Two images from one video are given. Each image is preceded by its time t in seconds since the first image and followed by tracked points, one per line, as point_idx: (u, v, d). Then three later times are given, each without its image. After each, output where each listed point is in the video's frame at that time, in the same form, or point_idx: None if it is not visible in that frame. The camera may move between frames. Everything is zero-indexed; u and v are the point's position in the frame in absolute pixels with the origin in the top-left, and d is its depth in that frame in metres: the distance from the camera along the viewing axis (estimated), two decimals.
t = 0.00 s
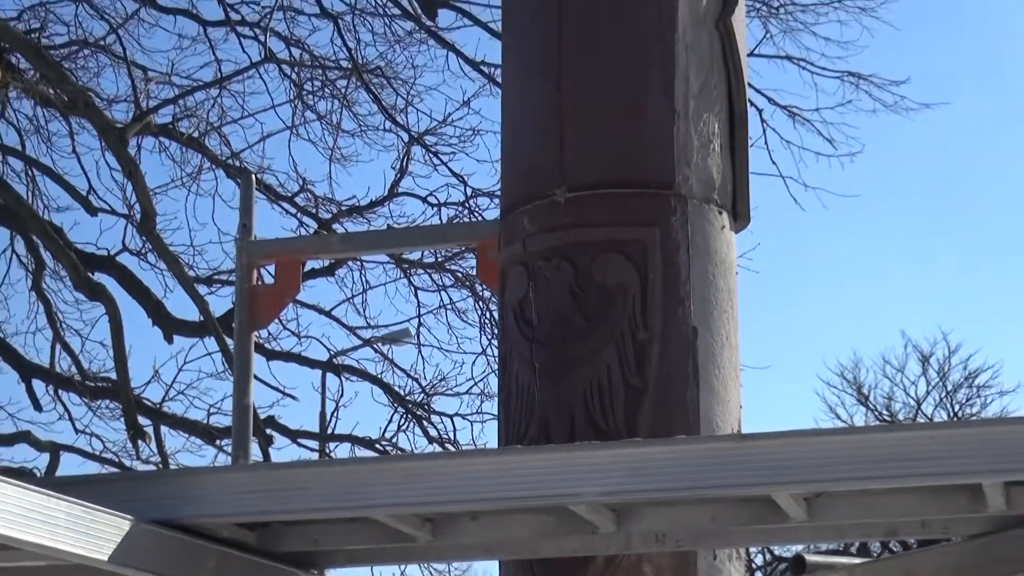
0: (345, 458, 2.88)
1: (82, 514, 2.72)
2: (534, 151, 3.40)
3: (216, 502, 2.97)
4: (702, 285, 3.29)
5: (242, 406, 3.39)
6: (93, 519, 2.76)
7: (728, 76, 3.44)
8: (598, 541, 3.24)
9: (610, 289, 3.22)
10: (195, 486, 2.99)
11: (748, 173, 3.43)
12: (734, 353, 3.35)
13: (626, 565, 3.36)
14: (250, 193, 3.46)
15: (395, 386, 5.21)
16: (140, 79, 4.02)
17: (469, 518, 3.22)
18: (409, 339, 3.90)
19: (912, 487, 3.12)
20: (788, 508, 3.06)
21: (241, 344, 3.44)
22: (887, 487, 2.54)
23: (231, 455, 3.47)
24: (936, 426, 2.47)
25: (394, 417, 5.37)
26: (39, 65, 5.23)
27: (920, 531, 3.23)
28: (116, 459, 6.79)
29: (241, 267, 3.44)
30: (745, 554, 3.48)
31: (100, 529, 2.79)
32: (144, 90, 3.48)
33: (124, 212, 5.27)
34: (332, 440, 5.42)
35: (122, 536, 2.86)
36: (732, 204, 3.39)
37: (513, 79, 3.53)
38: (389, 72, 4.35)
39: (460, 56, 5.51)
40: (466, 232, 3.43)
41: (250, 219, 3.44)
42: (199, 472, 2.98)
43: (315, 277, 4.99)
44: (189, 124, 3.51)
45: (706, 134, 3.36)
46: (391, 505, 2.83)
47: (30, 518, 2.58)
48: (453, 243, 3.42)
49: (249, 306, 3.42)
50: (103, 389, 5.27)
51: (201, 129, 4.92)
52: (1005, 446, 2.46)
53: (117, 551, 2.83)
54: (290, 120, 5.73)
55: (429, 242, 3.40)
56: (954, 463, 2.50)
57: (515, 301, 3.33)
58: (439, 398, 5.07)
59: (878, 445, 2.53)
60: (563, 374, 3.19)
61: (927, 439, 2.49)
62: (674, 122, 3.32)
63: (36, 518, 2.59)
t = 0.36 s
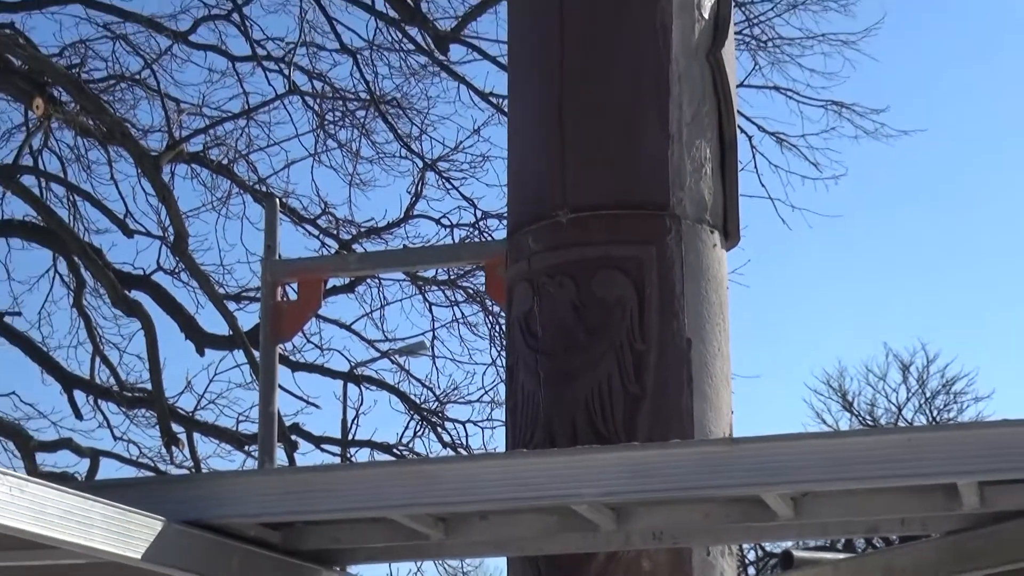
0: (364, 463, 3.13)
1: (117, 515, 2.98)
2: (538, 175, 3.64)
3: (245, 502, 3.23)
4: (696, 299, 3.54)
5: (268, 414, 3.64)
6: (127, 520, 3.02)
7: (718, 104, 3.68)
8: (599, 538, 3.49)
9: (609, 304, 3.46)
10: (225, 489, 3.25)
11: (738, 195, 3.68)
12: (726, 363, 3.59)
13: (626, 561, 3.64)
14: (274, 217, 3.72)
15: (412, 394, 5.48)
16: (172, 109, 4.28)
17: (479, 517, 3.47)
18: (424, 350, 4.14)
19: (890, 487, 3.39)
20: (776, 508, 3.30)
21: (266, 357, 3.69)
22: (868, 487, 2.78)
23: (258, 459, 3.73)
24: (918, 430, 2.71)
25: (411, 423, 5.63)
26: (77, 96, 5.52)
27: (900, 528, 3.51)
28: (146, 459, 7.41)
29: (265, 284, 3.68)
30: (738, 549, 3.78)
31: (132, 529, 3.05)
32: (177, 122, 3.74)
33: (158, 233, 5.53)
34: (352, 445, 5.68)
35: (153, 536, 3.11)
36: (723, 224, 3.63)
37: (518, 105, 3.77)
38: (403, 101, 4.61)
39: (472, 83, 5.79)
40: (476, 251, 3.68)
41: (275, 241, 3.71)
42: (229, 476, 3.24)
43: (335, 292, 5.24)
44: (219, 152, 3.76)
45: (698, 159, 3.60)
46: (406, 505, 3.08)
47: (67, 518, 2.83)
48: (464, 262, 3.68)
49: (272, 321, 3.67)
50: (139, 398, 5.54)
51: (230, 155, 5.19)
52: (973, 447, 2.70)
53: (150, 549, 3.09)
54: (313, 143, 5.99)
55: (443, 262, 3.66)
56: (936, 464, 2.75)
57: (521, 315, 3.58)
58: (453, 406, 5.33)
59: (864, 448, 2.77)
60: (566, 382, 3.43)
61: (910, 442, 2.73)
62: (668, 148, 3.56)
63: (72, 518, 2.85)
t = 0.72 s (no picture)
0: (380, 464, 3.39)
1: (148, 514, 3.21)
2: (540, 194, 3.89)
3: (269, 501, 3.49)
4: (689, 309, 3.78)
5: (289, 419, 3.90)
6: (158, 518, 3.25)
7: (708, 127, 3.93)
8: (600, 534, 3.75)
9: (608, 315, 3.71)
10: (250, 489, 3.51)
11: (728, 212, 3.93)
12: (716, 369, 3.84)
13: (625, 554, 3.89)
14: (294, 235, 3.98)
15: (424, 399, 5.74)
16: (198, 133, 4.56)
17: (487, 515, 3.73)
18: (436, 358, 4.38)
19: (870, 485, 3.66)
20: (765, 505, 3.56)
21: (287, 365, 3.92)
22: (847, 485, 3.04)
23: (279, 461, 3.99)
24: (896, 431, 2.97)
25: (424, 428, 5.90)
26: (110, 122, 5.80)
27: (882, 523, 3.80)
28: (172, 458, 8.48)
29: (287, 298, 3.92)
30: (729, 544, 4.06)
31: (162, 526, 3.27)
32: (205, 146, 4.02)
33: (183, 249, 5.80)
34: (368, 449, 5.92)
35: (181, 533, 3.34)
36: (713, 239, 3.88)
37: (521, 127, 4.02)
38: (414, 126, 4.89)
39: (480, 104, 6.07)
40: (483, 266, 3.93)
41: (296, 256, 3.95)
42: (254, 477, 3.49)
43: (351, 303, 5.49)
44: (243, 174, 4.05)
45: (690, 179, 3.86)
46: (419, 504, 3.33)
47: (101, 517, 3.06)
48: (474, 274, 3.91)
49: (292, 332, 3.90)
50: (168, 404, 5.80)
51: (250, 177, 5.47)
52: (941, 448, 2.96)
53: (179, 546, 3.32)
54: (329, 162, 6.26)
55: (453, 275, 3.90)
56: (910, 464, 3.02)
57: (525, 325, 3.83)
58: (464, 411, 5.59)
59: (844, 449, 3.03)
60: (568, 388, 3.69)
61: (889, 443, 2.99)
62: (662, 169, 3.81)
63: (106, 517, 3.07)
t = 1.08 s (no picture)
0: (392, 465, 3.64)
1: (173, 512, 3.44)
2: (540, 212, 4.13)
3: (287, 500, 3.74)
4: (681, 320, 4.03)
5: (305, 423, 4.16)
6: (182, 516, 3.49)
7: (698, 148, 4.18)
8: (596, 530, 4.00)
9: (604, 326, 3.95)
10: (269, 489, 3.76)
11: (717, 228, 4.18)
12: (706, 376, 4.10)
13: (620, 551, 4.15)
14: (310, 250, 4.24)
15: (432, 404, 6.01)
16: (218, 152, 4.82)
17: (490, 513, 3.99)
18: (442, 366, 4.63)
19: (851, 485, 3.92)
20: (752, 505, 3.81)
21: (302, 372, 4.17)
22: (827, 485, 3.30)
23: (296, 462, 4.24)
24: (872, 435, 3.23)
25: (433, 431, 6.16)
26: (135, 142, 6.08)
27: (861, 522, 4.05)
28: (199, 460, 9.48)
29: (304, 309, 4.15)
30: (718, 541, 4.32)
31: (186, 524, 3.50)
32: (226, 167, 4.28)
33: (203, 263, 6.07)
34: (380, 450, 6.15)
35: (204, 531, 3.57)
36: (703, 254, 4.13)
37: (522, 147, 4.26)
38: (421, 146, 5.15)
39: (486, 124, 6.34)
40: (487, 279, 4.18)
41: (311, 271, 4.21)
42: (273, 477, 3.75)
43: (362, 313, 5.74)
44: (262, 193, 4.31)
45: (681, 198, 4.11)
46: (427, 501, 3.59)
47: (129, 515, 3.29)
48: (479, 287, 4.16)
49: (308, 341, 4.14)
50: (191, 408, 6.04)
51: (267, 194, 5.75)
52: (914, 451, 3.23)
53: (202, 542, 3.56)
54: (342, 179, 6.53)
55: (459, 287, 4.15)
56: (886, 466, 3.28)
57: (527, 335, 4.09)
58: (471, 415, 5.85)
59: (828, 451, 3.29)
60: (566, 395, 3.93)
61: (865, 446, 3.25)
62: (655, 189, 4.05)
63: (133, 515, 3.31)
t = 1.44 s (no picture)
0: (402, 471, 3.91)
1: (194, 514, 3.70)
2: (541, 232, 4.39)
3: (303, 503, 4.01)
4: (672, 335, 4.30)
5: (319, 430, 4.43)
6: (204, 518, 3.75)
7: (689, 173, 4.45)
8: (593, 532, 4.26)
9: (601, 341, 4.21)
10: (287, 493, 4.03)
11: (706, 248, 4.45)
12: (695, 387, 4.36)
13: (615, 552, 4.41)
14: (325, 268, 4.51)
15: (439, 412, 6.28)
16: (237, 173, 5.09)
17: (494, 516, 4.26)
18: (448, 376, 4.90)
19: (832, 490, 4.19)
20: (739, 508, 4.07)
21: (318, 383, 4.43)
22: (808, 490, 3.57)
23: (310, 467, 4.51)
24: (849, 444, 3.50)
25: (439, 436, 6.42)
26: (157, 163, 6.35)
27: (841, 525, 4.34)
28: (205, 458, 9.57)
29: (318, 323, 4.42)
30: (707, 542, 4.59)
31: (207, 525, 3.76)
32: (246, 190, 4.55)
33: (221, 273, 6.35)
34: (389, 455, 6.42)
35: (224, 532, 3.83)
36: (693, 272, 4.40)
37: (524, 171, 4.52)
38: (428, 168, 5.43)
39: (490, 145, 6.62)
40: (491, 295, 4.45)
41: (327, 289, 4.48)
42: (291, 482, 4.02)
43: (373, 325, 6.01)
44: (280, 215, 4.59)
45: (673, 220, 4.38)
46: (435, 504, 3.85)
47: (153, 517, 3.55)
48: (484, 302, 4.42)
49: (322, 354, 4.41)
50: (209, 416, 6.31)
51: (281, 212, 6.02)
52: (888, 458, 3.50)
53: (223, 542, 3.82)
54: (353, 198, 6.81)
55: (464, 302, 4.41)
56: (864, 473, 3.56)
57: (528, 348, 4.34)
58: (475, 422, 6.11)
59: (810, 459, 3.56)
60: (565, 404, 4.19)
61: (842, 454, 3.52)
62: (649, 212, 4.32)
63: (157, 517, 3.57)
